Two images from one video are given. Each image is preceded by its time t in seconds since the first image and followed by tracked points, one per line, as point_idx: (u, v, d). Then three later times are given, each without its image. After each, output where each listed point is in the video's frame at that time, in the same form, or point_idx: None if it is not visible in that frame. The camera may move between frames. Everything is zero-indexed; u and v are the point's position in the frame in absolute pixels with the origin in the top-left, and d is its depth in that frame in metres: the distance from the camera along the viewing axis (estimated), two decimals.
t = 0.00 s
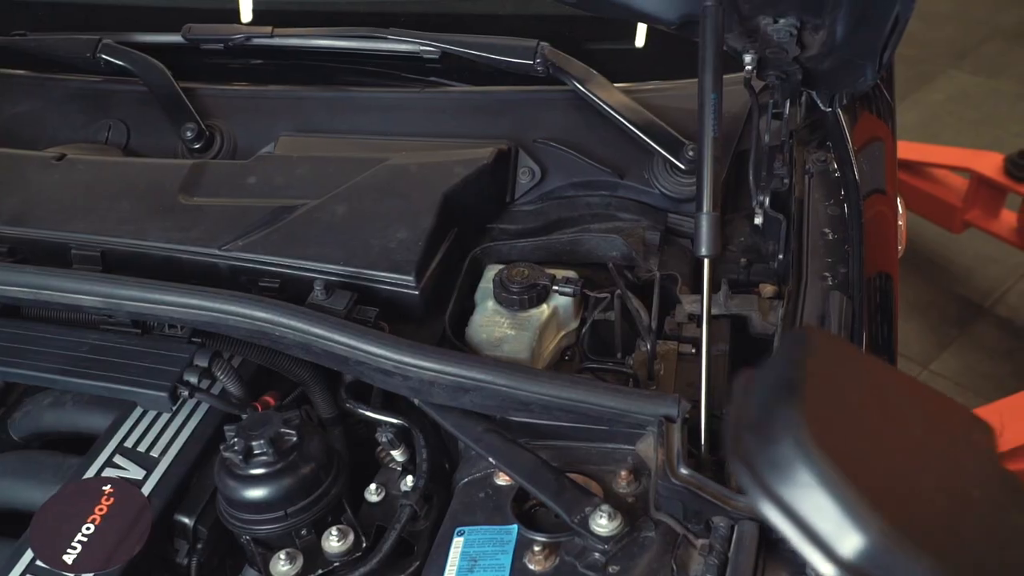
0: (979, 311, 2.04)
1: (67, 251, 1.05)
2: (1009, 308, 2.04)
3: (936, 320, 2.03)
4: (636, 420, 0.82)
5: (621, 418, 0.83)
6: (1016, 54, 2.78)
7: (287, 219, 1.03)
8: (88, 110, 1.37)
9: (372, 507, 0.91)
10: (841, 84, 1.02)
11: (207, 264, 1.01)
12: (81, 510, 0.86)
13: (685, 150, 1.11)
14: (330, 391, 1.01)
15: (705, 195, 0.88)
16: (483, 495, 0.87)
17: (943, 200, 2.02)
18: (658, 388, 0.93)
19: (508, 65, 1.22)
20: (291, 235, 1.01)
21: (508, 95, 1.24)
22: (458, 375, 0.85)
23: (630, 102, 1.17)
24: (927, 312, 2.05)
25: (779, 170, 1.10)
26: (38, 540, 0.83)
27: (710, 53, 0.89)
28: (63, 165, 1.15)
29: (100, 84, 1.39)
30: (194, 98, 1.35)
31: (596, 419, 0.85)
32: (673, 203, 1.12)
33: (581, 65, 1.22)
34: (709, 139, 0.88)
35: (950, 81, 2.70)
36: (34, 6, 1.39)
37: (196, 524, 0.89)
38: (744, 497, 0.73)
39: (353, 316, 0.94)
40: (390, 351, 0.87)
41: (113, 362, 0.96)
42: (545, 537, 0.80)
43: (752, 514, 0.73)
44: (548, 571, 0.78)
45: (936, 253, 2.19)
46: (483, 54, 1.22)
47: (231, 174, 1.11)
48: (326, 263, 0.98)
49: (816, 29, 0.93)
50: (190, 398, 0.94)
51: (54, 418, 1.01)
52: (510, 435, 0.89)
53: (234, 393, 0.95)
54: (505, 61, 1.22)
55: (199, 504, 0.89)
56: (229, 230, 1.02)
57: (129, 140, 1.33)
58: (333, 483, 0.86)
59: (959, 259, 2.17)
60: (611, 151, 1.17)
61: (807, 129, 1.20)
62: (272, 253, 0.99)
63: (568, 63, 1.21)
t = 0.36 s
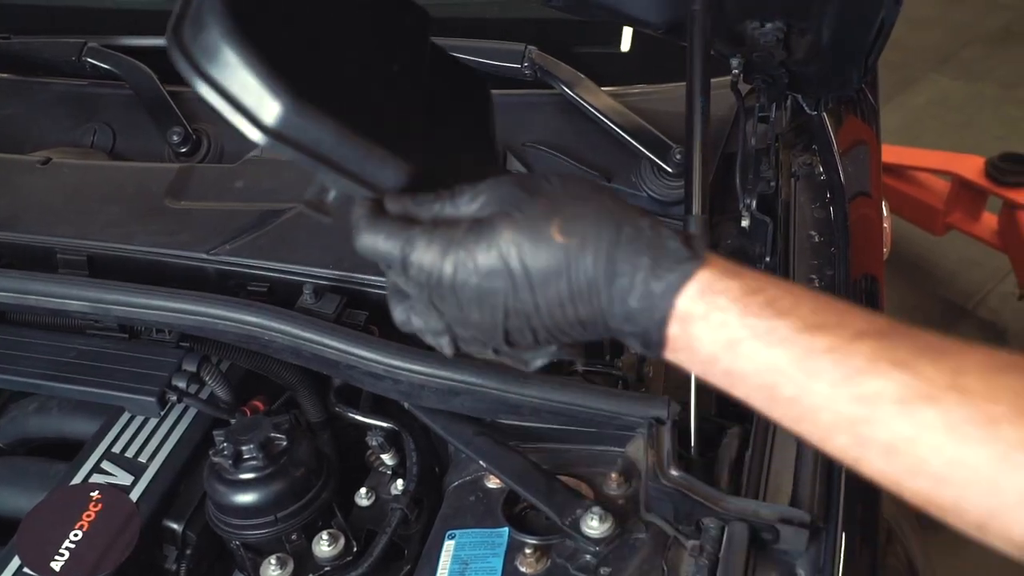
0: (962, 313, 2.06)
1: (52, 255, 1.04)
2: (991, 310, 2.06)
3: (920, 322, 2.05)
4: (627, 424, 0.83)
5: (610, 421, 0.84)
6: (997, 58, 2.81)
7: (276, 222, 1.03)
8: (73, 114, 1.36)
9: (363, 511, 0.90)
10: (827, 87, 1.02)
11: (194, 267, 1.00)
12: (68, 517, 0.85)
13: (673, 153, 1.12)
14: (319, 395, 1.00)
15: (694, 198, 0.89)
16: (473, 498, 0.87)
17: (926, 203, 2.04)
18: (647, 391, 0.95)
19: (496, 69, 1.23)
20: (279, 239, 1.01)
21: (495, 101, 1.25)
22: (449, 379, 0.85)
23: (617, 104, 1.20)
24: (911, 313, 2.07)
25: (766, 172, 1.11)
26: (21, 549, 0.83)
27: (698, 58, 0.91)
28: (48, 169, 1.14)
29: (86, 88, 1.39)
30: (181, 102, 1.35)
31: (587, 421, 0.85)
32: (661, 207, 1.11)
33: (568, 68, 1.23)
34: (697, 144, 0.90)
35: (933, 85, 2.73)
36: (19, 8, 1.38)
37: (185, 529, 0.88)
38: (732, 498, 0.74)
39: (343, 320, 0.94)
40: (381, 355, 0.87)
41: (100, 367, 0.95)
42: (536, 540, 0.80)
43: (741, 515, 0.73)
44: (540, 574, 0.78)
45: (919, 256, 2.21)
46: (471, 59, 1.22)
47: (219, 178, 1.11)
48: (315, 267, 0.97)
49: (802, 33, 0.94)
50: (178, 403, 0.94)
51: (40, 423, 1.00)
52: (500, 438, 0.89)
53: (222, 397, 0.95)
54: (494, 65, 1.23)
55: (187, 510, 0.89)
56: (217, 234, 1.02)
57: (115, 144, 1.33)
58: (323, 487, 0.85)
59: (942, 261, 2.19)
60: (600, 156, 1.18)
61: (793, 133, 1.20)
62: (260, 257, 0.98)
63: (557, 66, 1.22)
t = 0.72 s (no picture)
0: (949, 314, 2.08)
1: (44, 265, 1.03)
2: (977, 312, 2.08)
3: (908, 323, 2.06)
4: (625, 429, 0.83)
5: (608, 426, 0.84)
6: (978, 62, 2.84)
7: (271, 229, 1.03)
8: (62, 122, 1.35)
9: (361, 518, 0.90)
10: (818, 92, 1.03)
11: (188, 275, 1.00)
12: (64, 528, 0.84)
13: (666, 158, 1.14)
14: (314, 404, 0.99)
15: (688, 202, 0.90)
16: (472, 505, 0.86)
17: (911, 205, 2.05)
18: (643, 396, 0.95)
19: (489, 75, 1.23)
20: (274, 246, 1.00)
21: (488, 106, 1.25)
22: (447, 385, 0.85)
23: (609, 111, 1.19)
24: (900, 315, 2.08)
25: (760, 177, 1.14)
26: (19, 562, 0.81)
27: (692, 63, 0.91)
28: (39, 178, 1.14)
29: (76, 96, 1.37)
30: (172, 110, 1.34)
31: (584, 426, 0.85)
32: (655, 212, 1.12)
33: (560, 74, 1.23)
34: (693, 149, 0.90)
35: (916, 88, 2.75)
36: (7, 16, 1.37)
37: (181, 539, 0.88)
38: (732, 501, 0.74)
39: (339, 326, 0.93)
40: (378, 362, 0.86)
41: (94, 376, 0.95)
42: (536, 545, 0.80)
43: (741, 518, 0.73)
44: None
45: (905, 258, 2.23)
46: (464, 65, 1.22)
47: (212, 185, 1.11)
48: (312, 274, 0.97)
49: (794, 39, 0.96)
50: (174, 412, 0.93)
51: (33, 434, 1.00)
52: (498, 444, 0.89)
53: (218, 406, 0.94)
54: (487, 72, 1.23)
55: (184, 519, 0.89)
56: (211, 242, 1.02)
57: (106, 152, 1.32)
58: (321, 494, 0.85)
59: (928, 264, 2.21)
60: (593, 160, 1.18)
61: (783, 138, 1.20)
62: (255, 265, 0.98)
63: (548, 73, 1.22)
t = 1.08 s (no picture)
0: (931, 313, 2.10)
1: (32, 274, 1.03)
2: (960, 311, 2.10)
3: (892, 322, 2.08)
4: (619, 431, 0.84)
5: (603, 429, 0.85)
6: (958, 64, 2.87)
7: (260, 236, 1.02)
8: (47, 130, 1.34)
9: (355, 524, 0.90)
10: (805, 95, 1.04)
11: (177, 282, 0.99)
12: (54, 539, 0.83)
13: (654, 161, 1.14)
14: (305, 410, 0.99)
15: (680, 205, 0.89)
16: (466, 509, 0.86)
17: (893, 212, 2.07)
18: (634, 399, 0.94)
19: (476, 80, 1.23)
20: (263, 253, 1.00)
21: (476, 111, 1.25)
22: (440, 391, 0.85)
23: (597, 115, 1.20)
24: (883, 315, 2.10)
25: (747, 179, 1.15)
26: (7, 573, 0.80)
27: (681, 66, 0.92)
28: (25, 187, 1.13)
29: (61, 104, 1.36)
30: (158, 117, 1.33)
31: (578, 430, 0.86)
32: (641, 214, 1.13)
33: (548, 78, 1.23)
34: (683, 152, 0.91)
35: (899, 90, 2.78)
36: None
37: (173, 548, 0.87)
38: (726, 503, 0.74)
39: (330, 333, 0.93)
40: (371, 368, 0.86)
41: (84, 385, 0.94)
42: (531, 549, 0.80)
43: (735, 520, 0.74)
44: None
45: (889, 260, 2.24)
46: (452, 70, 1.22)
47: (200, 193, 1.10)
48: (302, 280, 0.96)
49: (781, 42, 0.97)
50: (166, 420, 0.93)
51: (21, 445, 0.99)
52: (491, 448, 0.89)
53: (210, 414, 0.94)
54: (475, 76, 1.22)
55: (175, 528, 0.88)
56: (200, 250, 1.01)
57: (92, 159, 1.31)
58: (314, 502, 0.85)
59: (910, 264, 2.23)
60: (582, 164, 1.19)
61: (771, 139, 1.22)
62: (245, 272, 0.98)
63: (535, 77, 1.22)
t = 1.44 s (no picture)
0: (919, 307, 2.12)
1: (22, 278, 1.02)
2: (947, 306, 2.12)
3: (879, 317, 2.10)
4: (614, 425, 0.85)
5: (597, 425, 0.85)
6: (942, 60, 2.89)
7: (251, 237, 1.02)
8: (34, 134, 1.33)
9: (350, 524, 0.90)
10: (792, 91, 1.05)
11: (169, 285, 0.99)
12: (48, 543, 0.83)
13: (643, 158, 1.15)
14: (298, 411, 0.99)
15: (671, 202, 0.89)
16: (462, 508, 0.86)
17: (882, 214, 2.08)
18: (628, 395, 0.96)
19: (465, 80, 1.23)
20: (254, 254, 1.00)
21: (466, 110, 1.25)
22: (434, 389, 0.85)
23: (587, 113, 1.20)
24: (871, 310, 2.11)
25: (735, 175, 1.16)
26: None
27: (670, 64, 0.92)
28: (13, 191, 1.12)
29: (47, 107, 1.35)
30: (146, 119, 1.32)
31: (572, 427, 0.86)
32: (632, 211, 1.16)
33: (536, 77, 1.24)
34: (673, 148, 0.91)
35: (883, 87, 2.80)
36: None
37: (168, 551, 0.87)
38: (720, 497, 0.75)
39: (323, 333, 0.93)
40: (364, 368, 0.86)
41: (77, 389, 0.94)
42: (527, 547, 0.80)
43: (730, 514, 0.74)
44: None
45: (876, 256, 2.25)
46: (440, 70, 1.22)
47: (190, 195, 1.10)
48: (294, 281, 0.96)
49: (769, 38, 0.97)
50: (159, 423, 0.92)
51: (13, 449, 0.98)
52: (486, 447, 0.89)
53: (203, 416, 0.93)
54: (463, 75, 1.22)
55: (170, 531, 0.88)
56: (191, 252, 1.01)
57: (80, 163, 1.30)
58: (309, 503, 0.85)
59: (897, 260, 2.24)
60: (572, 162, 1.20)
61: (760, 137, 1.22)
62: (236, 273, 0.97)
63: (524, 76, 1.22)
